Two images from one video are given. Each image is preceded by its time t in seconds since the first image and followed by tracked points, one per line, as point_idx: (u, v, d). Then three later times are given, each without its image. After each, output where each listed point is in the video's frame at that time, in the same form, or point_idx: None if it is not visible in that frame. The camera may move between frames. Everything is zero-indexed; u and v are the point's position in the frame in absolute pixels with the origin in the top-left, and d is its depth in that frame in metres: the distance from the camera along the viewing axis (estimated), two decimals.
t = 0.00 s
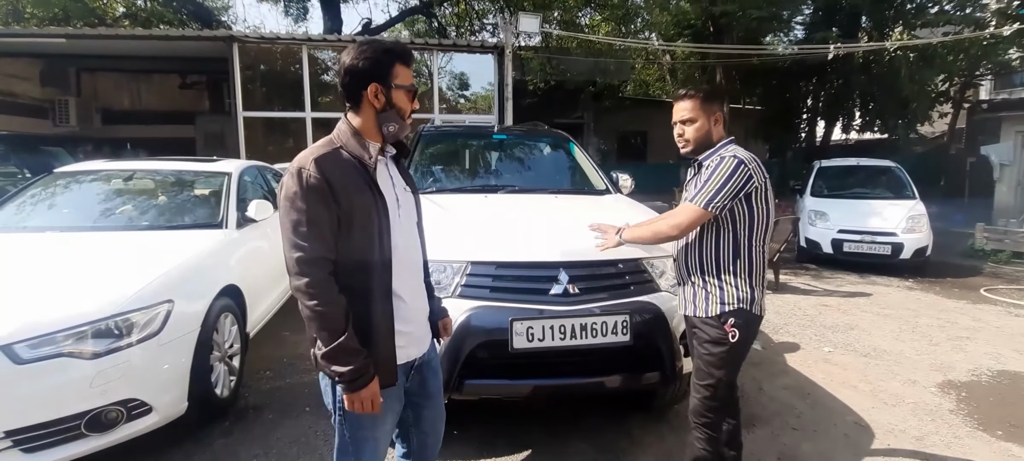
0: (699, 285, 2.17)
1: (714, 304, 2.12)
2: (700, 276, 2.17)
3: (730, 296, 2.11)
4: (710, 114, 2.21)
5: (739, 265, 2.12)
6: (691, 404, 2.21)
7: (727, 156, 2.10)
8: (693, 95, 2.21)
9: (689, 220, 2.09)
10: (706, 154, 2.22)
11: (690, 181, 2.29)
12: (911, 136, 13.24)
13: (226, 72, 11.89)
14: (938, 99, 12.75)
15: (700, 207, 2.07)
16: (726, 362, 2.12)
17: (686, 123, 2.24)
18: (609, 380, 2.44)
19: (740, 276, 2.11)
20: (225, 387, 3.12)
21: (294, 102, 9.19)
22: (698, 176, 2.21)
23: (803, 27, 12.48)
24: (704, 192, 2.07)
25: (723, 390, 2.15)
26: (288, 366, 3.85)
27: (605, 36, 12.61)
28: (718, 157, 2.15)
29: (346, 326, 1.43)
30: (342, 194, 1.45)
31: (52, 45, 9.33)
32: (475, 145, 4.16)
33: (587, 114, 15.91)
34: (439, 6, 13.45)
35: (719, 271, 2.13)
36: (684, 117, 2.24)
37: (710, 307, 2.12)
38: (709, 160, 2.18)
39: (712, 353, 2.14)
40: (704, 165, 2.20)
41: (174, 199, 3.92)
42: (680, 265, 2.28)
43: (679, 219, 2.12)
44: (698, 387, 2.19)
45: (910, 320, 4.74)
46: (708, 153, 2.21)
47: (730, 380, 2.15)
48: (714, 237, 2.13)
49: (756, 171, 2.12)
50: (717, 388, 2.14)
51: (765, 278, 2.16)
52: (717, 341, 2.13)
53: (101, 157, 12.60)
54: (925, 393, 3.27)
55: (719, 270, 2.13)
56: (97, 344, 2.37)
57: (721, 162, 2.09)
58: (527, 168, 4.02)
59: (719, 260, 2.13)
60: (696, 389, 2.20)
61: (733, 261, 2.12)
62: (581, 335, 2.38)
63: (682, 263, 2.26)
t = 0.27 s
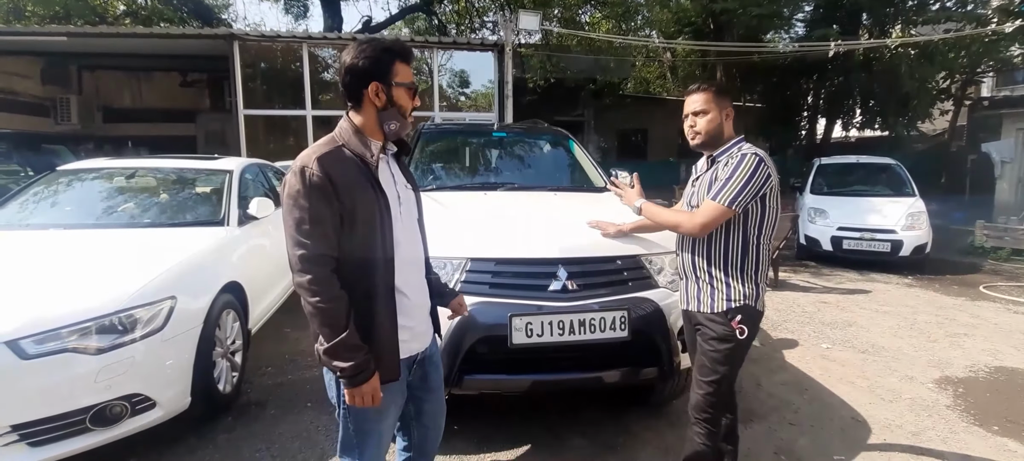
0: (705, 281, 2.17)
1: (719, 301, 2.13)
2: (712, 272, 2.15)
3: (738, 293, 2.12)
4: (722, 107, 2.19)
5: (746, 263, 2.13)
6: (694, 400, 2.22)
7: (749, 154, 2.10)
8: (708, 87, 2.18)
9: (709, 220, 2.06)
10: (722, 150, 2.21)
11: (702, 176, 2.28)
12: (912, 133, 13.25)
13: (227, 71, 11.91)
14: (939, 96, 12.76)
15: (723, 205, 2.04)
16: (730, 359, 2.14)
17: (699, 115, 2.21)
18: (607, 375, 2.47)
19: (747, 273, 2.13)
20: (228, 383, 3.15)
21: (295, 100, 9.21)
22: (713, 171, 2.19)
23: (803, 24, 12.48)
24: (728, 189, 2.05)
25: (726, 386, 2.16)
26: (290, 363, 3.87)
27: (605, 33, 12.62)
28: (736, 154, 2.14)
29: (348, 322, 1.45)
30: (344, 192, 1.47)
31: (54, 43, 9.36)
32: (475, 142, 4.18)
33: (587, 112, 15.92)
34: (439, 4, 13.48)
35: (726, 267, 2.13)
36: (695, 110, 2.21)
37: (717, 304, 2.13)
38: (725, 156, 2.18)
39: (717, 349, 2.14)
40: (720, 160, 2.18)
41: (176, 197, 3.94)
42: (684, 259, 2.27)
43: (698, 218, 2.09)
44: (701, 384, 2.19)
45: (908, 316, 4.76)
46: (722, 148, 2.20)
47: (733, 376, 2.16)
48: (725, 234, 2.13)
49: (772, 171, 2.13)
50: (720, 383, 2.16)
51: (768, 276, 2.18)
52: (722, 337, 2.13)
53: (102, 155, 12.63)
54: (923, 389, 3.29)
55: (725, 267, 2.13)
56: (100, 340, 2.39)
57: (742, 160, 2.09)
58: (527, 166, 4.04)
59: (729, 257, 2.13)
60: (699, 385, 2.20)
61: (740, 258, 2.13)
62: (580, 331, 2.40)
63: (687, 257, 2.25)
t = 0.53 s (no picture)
0: (707, 280, 2.18)
1: (720, 300, 2.14)
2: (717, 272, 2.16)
3: (740, 293, 2.13)
4: (728, 108, 2.20)
5: (750, 263, 2.14)
6: (694, 398, 2.24)
7: (760, 156, 2.11)
8: (713, 88, 2.20)
9: (721, 223, 2.07)
10: (732, 151, 2.22)
11: (710, 177, 2.29)
12: (913, 132, 13.23)
13: (228, 70, 11.93)
14: (940, 95, 12.74)
15: (735, 207, 2.05)
16: (730, 358, 2.15)
17: (704, 116, 2.22)
18: (607, 374, 2.49)
19: (750, 274, 2.14)
20: (230, 381, 3.17)
21: (296, 100, 9.22)
22: (722, 172, 2.20)
23: (804, 23, 12.48)
24: (741, 191, 2.06)
25: (725, 384, 2.18)
26: (292, 361, 3.90)
27: (605, 32, 12.63)
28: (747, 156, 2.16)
29: (355, 320, 1.47)
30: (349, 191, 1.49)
31: (54, 42, 9.37)
32: (476, 142, 4.20)
33: (588, 111, 15.91)
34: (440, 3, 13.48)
35: (729, 267, 2.14)
36: (702, 110, 2.22)
37: (720, 303, 2.14)
38: (735, 156, 2.19)
39: (718, 348, 2.15)
40: (729, 161, 2.19)
41: (178, 196, 3.96)
42: (687, 257, 2.27)
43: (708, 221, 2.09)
44: (701, 382, 2.21)
45: (908, 315, 4.78)
46: (731, 149, 2.21)
47: (733, 375, 2.17)
48: (731, 235, 2.13)
49: (782, 175, 2.15)
50: (720, 382, 2.17)
51: (768, 276, 2.19)
52: (724, 336, 2.14)
53: (103, 153, 12.65)
54: (921, 388, 3.31)
55: (728, 267, 2.14)
56: (104, 338, 2.41)
57: (754, 163, 2.10)
58: (527, 165, 4.05)
59: (733, 258, 2.14)
60: (699, 382, 2.22)
61: (743, 258, 2.14)
62: (580, 329, 2.42)
63: (690, 256, 2.26)
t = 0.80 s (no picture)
0: (710, 280, 2.18)
1: (723, 299, 2.14)
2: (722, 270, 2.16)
3: (743, 292, 2.13)
4: (725, 110, 2.20)
5: (754, 263, 2.15)
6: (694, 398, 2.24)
7: (766, 157, 2.12)
8: (710, 91, 2.20)
9: (725, 220, 2.07)
10: (739, 150, 2.22)
11: (714, 176, 2.29)
12: (914, 132, 13.21)
13: (229, 69, 11.93)
14: (941, 94, 12.72)
15: (739, 206, 2.05)
16: (731, 358, 2.15)
17: (702, 120, 2.24)
18: (608, 373, 2.50)
19: (753, 273, 2.14)
20: (232, 380, 3.18)
21: (297, 99, 9.23)
22: (729, 171, 2.20)
23: (805, 22, 12.49)
24: (747, 190, 2.06)
25: (727, 384, 2.18)
26: (294, 360, 3.90)
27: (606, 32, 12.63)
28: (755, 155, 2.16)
29: (366, 321, 1.48)
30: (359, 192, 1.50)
31: (56, 42, 9.38)
32: (477, 141, 4.20)
33: (589, 110, 15.90)
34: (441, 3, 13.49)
35: (734, 266, 2.14)
36: (700, 114, 2.24)
37: (723, 302, 2.14)
38: (740, 156, 2.19)
39: (720, 347, 2.15)
40: (734, 161, 2.20)
41: (180, 196, 3.97)
42: (690, 256, 2.28)
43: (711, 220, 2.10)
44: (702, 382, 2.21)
45: (908, 315, 4.78)
46: (736, 150, 2.22)
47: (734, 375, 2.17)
48: (735, 234, 2.14)
49: (788, 177, 2.16)
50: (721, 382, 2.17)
51: (770, 275, 2.20)
52: (726, 335, 2.14)
53: (105, 153, 12.68)
54: (922, 387, 3.31)
55: (732, 266, 2.15)
56: (107, 337, 2.42)
57: (759, 162, 2.11)
58: (528, 164, 4.06)
59: (736, 256, 2.14)
60: (701, 382, 2.22)
61: (746, 258, 2.14)
62: (581, 328, 2.43)
63: (692, 254, 2.27)
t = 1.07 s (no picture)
0: (712, 278, 2.19)
1: (725, 295, 2.14)
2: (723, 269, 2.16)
3: (745, 290, 2.13)
4: (722, 112, 2.19)
5: (757, 262, 2.15)
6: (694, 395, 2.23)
7: (767, 157, 2.11)
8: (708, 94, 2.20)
9: (723, 218, 2.08)
10: (741, 150, 2.22)
11: (716, 176, 2.29)
12: (917, 132, 13.18)
13: (231, 69, 11.94)
14: (943, 94, 12.69)
15: (738, 205, 2.05)
16: (731, 355, 2.14)
17: (700, 122, 2.25)
18: (610, 372, 2.50)
19: (756, 271, 2.14)
20: (234, 379, 3.18)
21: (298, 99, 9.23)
22: (730, 171, 2.20)
23: (806, 22, 12.51)
24: (746, 188, 2.06)
25: (726, 380, 2.16)
26: (296, 360, 3.91)
27: (608, 31, 12.62)
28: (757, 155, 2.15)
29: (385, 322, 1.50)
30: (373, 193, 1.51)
31: (58, 42, 9.40)
32: (478, 141, 4.21)
33: (590, 110, 15.88)
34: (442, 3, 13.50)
35: (735, 264, 2.15)
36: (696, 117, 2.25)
37: (725, 299, 2.14)
38: (741, 156, 2.19)
39: (720, 341, 2.15)
40: (735, 161, 2.20)
41: (182, 195, 3.98)
42: (693, 253, 2.29)
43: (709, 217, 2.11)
44: (701, 378, 2.20)
45: (911, 315, 4.77)
46: (736, 151, 2.21)
47: (733, 371, 2.16)
48: (737, 233, 2.14)
49: (790, 178, 2.16)
50: (721, 379, 2.16)
51: (774, 275, 2.20)
52: (727, 330, 2.14)
53: (107, 152, 12.70)
54: (925, 387, 3.31)
55: (734, 265, 2.15)
56: (110, 337, 2.42)
57: (760, 163, 2.10)
58: (530, 164, 4.06)
59: (739, 255, 2.14)
60: (700, 378, 2.21)
61: (748, 256, 2.14)
62: (584, 328, 2.43)
63: (695, 252, 2.27)
